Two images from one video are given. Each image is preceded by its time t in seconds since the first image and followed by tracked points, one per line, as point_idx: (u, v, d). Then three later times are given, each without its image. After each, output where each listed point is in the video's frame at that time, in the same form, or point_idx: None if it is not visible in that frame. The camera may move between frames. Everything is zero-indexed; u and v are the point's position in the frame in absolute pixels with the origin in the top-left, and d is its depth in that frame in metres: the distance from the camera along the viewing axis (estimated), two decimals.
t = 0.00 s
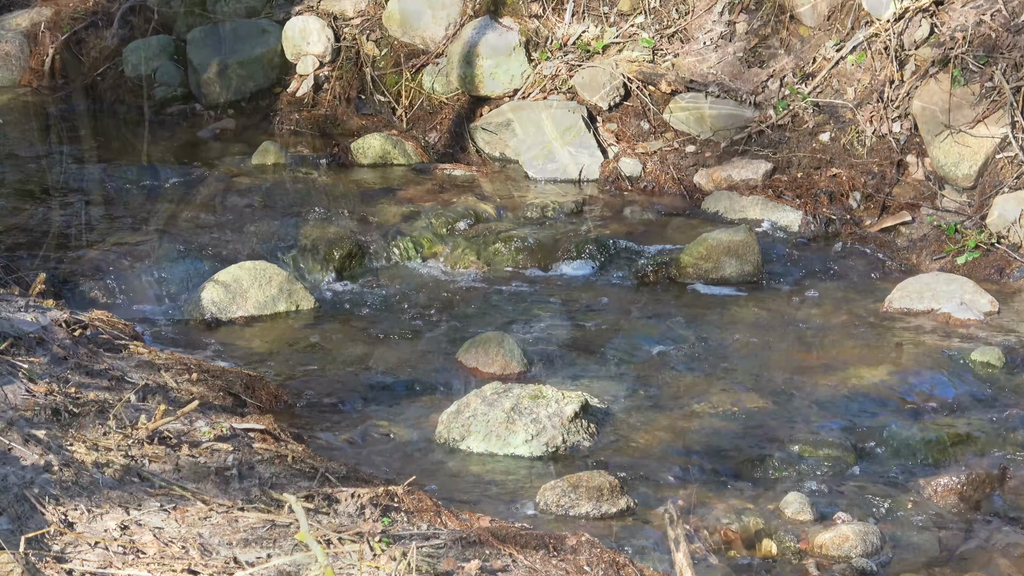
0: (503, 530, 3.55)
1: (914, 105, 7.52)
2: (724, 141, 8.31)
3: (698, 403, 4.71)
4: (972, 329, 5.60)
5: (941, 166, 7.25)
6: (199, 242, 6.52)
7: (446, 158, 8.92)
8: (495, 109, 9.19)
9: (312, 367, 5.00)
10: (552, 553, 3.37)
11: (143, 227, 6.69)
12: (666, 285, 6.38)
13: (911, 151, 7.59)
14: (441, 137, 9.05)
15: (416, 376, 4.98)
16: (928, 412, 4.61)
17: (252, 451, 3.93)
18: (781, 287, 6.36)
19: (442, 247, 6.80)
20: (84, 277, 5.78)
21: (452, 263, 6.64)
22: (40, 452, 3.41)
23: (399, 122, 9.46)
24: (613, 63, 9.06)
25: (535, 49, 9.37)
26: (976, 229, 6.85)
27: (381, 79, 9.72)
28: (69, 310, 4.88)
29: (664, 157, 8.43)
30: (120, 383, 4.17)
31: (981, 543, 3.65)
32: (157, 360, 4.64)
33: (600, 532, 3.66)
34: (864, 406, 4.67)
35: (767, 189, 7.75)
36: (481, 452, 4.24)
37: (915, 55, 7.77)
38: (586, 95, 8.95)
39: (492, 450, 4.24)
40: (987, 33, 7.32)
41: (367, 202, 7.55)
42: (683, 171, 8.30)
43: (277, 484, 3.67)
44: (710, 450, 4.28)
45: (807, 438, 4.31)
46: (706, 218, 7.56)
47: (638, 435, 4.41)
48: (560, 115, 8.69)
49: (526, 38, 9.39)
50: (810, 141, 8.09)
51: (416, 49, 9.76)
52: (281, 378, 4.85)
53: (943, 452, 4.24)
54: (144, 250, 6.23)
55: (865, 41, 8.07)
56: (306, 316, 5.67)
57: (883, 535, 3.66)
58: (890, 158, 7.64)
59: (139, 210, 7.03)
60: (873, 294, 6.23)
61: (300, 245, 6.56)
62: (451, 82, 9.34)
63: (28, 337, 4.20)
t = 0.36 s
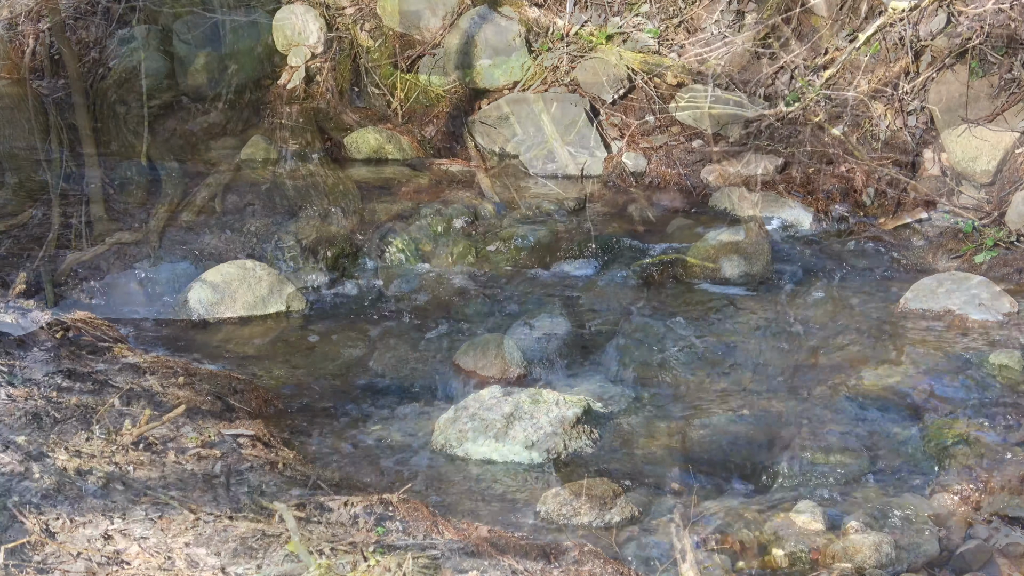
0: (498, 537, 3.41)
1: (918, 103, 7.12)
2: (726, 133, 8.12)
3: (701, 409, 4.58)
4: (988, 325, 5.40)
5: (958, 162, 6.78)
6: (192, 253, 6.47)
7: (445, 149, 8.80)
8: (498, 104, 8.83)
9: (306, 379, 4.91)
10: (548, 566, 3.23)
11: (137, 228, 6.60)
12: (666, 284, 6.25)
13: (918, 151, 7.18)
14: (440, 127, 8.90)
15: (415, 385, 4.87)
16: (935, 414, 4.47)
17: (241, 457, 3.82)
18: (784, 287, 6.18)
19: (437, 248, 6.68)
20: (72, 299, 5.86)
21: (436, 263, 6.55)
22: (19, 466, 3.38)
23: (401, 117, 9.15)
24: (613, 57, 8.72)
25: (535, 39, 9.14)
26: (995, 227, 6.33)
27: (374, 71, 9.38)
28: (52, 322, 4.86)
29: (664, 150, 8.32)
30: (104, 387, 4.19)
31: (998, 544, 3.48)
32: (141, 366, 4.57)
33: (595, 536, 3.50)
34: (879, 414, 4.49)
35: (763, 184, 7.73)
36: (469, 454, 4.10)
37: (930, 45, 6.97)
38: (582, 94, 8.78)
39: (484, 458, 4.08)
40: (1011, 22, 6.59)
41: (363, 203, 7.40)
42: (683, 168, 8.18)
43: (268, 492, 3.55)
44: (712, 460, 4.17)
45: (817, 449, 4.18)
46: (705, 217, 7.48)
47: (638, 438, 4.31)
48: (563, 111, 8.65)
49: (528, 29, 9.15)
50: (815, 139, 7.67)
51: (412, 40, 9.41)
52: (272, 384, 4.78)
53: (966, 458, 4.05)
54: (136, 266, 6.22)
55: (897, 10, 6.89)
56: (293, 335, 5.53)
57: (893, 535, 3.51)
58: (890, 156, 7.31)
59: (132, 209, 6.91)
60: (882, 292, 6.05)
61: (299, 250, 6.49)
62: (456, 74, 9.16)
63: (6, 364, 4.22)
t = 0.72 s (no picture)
0: (496, 545, 3.77)
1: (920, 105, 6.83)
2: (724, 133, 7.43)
3: (700, 411, 4.49)
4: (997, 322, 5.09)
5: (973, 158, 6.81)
6: (191, 254, 6.74)
7: (443, 144, 7.72)
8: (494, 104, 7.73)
9: (324, 401, 5.24)
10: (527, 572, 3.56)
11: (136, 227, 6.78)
12: (668, 280, 6.18)
13: (919, 151, 7.14)
14: (437, 125, 7.71)
15: (413, 403, 5.24)
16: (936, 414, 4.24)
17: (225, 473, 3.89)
18: (784, 285, 5.97)
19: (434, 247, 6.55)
20: (71, 301, 6.37)
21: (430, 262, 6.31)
22: (32, 530, 3.86)
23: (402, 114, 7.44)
24: (611, 62, 7.10)
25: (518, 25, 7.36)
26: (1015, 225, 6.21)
27: (366, 63, 7.07)
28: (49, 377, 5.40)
29: (659, 147, 7.64)
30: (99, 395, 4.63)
31: (999, 543, 3.29)
32: (139, 396, 5.16)
33: (593, 537, 3.77)
34: (875, 419, 4.31)
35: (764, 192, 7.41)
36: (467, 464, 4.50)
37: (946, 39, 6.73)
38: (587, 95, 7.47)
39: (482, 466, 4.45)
40: None
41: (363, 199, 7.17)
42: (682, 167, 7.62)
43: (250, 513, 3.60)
44: (713, 463, 4.15)
45: (824, 455, 4.10)
46: (703, 215, 7.40)
47: (637, 438, 4.31)
48: (563, 110, 7.81)
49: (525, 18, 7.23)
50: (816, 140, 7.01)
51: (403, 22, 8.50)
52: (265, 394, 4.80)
53: (967, 457, 3.78)
54: (134, 266, 6.67)
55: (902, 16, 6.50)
56: (290, 340, 5.97)
57: (897, 535, 3.27)
58: (890, 156, 7.15)
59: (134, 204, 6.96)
60: (889, 288, 5.83)
61: (297, 250, 6.73)
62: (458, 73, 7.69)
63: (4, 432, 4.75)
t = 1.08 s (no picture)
0: (497, 548, 3.89)
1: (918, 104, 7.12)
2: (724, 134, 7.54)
3: (698, 412, 4.50)
4: (997, 323, 5.09)
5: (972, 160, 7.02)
6: (190, 254, 6.73)
7: (443, 145, 7.25)
8: (493, 102, 7.09)
9: (324, 401, 5.31)
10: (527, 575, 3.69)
11: (135, 227, 6.80)
12: (666, 280, 6.21)
13: (918, 152, 7.22)
14: (437, 124, 7.22)
15: (414, 404, 5.33)
16: (936, 415, 4.26)
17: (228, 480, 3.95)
18: (783, 286, 5.97)
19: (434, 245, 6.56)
20: (70, 301, 6.44)
21: (428, 263, 6.18)
22: (31, 528, 3.90)
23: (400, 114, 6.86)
24: (611, 62, 6.75)
25: (516, 24, 6.76)
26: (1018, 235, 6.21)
27: (366, 63, 6.51)
28: (52, 381, 5.52)
29: (658, 148, 7.72)
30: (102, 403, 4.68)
31: (999, 542, 3.27)
32: (139, 395, 5.28)
33: (596, 539, 3.85)
34: (875, 419, 4.35)
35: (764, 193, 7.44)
36: (467, 469, 4.57)
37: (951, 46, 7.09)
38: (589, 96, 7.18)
39: (480, 472, 4.53)
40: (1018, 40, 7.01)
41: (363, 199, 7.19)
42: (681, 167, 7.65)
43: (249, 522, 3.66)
44: (712, 463, 4.15)
45: (824, 455, 4.13)
46: (702, 214, 7.40)
47: (637, 438, 4.19)
48: (563, 110, 7.50)
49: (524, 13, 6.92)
50: (815, 140, 7.15)
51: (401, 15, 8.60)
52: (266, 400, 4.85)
53: (968, 457, 3.82)
54: (134, 266, 6.70)
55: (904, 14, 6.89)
56: (291, 342, 6.05)
57: (898, 537, 3.27)
58: (890, 156, 7.19)
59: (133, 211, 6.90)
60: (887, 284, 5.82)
61: (298, 250, 6.75)
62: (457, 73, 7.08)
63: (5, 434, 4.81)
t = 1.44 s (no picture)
0: (497, 547, 3.89)
1: (918, 104, 7.13)
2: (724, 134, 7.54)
3: (697, 412, 4.49)
4: (997, 324, 5.08)
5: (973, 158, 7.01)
6: (190, 253, 6.71)
7: (443, 145, 7.22)
8: (491, 102, 7.04)
9: (323, 400, 5.32)
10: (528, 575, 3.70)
11: (135, 227, 6.81)
12: (666, 279, 6.21)
13: (918, 152, 7.19)
14: (437, 124, 7.16)
15: (413, 404, 5.33)
16: (936, 415, 4.25)
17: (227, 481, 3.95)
18: (783, 287, 5.95)
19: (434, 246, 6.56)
20: (71, 301, 6.46)
21: (428, 263, 6.18)
22: (32, 528, 3.91)
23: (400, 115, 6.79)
24: (611, 62, 6.64)
25: (517, 24, 6.70)
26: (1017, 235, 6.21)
27: (366, 63, 6.40)
28: (52, 381, 5.53)
29: (658, 148, 7.74)
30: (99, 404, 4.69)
31: (999, 542, 3.27)
32: (139, 395, 5.28)
33: (595, 539, 3.87)
34: (875, 420, 4.34)
35: (764, 194, 7.43)
36: (466, 469, 4.56)
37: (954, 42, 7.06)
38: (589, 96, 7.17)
39: (480, 473, 4.52)
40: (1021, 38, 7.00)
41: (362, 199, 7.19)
42: (681, 167, 7.64)
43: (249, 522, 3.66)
44: (712, 463, 4.14)
45: (824, 455, 4.13)
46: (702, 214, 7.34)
47: (637, 438, 4.19)
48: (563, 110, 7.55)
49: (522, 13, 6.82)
50: (815, 140, 7.17)
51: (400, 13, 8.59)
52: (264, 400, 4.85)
53: (967, 457, 3.82)
54: (134, 265, 6.70)
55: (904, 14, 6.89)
56: (290, 342, 6.05)
57: (897, 536, 3.27)
58: (889, 156, 7.18)
59: (133, 211, 6.91)
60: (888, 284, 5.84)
61: (297, 250, 6.74)
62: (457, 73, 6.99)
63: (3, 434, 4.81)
